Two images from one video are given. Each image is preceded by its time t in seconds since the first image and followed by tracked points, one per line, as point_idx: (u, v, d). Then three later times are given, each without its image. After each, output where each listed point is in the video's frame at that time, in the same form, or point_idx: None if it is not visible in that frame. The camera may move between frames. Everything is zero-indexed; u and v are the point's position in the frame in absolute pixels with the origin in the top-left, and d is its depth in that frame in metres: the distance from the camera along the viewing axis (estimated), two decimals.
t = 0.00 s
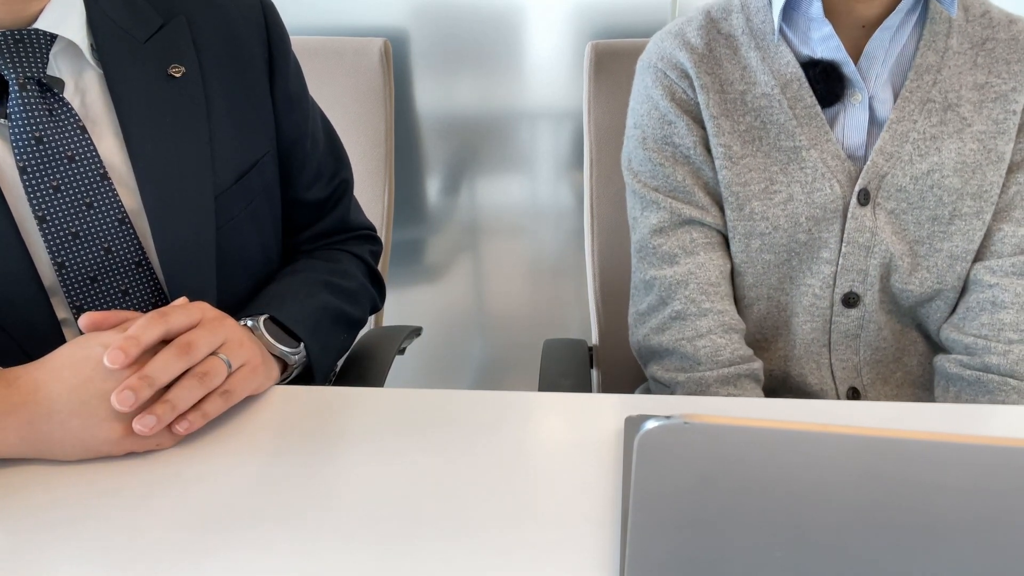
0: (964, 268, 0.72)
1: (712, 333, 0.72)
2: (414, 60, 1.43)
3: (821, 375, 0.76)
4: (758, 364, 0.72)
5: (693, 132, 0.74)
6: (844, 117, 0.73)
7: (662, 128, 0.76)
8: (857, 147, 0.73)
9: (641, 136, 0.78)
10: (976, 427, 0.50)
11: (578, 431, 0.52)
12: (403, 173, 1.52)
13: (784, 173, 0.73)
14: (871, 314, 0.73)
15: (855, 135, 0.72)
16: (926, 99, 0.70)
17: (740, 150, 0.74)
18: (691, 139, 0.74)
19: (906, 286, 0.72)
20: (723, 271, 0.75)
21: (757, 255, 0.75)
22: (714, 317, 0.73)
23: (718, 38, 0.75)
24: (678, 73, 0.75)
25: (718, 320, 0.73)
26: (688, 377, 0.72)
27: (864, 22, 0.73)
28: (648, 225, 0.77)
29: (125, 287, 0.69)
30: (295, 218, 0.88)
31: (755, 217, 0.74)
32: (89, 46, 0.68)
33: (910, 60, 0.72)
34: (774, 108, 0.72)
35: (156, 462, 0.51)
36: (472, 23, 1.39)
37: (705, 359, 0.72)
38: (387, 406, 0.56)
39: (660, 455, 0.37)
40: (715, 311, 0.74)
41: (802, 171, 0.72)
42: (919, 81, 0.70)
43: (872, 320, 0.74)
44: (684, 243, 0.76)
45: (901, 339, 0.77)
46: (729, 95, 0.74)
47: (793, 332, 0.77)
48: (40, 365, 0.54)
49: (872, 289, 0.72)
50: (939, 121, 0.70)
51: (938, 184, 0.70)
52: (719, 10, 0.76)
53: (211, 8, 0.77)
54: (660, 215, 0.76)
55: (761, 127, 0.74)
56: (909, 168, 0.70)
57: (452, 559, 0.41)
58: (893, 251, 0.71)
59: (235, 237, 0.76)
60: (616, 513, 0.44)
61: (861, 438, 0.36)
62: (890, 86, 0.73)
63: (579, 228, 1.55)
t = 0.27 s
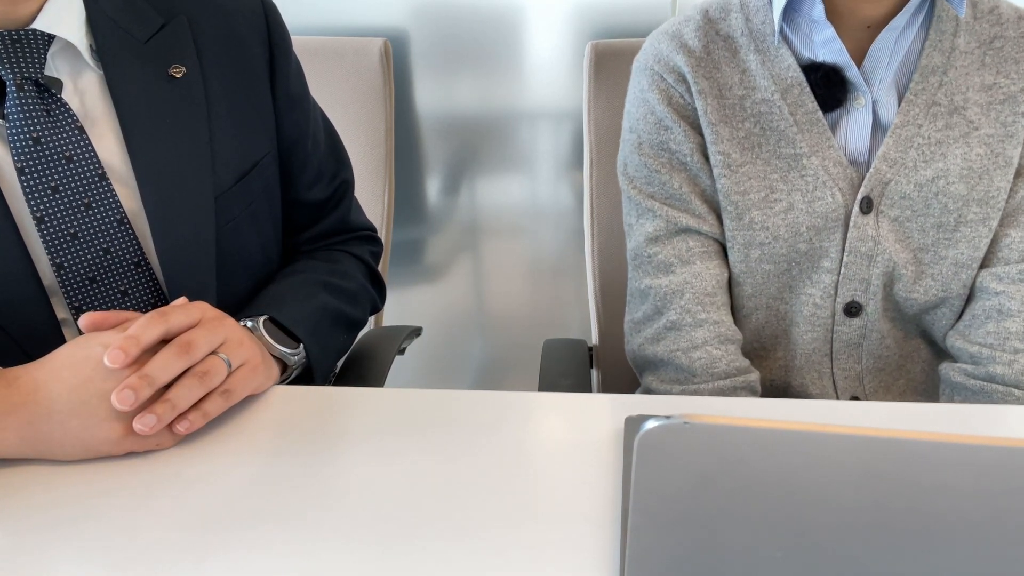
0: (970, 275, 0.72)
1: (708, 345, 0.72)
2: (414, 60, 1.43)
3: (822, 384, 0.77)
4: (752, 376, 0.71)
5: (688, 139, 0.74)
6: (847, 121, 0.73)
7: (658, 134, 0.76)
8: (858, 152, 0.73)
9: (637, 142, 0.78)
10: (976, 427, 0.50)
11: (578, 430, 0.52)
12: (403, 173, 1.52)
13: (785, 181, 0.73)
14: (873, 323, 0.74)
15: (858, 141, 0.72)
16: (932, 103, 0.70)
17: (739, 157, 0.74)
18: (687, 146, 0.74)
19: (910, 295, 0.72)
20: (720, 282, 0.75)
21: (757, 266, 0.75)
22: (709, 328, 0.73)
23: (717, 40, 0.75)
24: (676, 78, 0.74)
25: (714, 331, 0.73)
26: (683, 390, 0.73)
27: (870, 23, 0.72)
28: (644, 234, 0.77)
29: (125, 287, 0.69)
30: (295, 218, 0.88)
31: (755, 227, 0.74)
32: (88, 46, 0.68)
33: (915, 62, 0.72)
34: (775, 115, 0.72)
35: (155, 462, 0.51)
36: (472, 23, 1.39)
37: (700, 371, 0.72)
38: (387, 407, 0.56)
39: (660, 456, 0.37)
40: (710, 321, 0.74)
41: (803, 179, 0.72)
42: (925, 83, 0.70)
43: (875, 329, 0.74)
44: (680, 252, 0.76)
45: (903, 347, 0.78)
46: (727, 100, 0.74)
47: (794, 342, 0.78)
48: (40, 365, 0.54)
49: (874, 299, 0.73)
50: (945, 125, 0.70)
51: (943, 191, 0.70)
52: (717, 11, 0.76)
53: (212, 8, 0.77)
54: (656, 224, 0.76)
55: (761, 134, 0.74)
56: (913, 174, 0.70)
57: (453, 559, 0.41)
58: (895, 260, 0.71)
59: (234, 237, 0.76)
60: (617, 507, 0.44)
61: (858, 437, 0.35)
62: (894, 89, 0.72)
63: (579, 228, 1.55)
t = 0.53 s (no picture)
0: (985, 292, 0.72)
1: (709, 364, 0.73)
2: (414, 60, 1.43)
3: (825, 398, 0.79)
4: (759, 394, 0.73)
5: (690, 151, 0.74)
6: (856, 133, 0.73)
7: (658, 143, 0.76)
8: (869, 165, 0.73)
9: (636, 150, 0.78)
10: (977, 426, 0.50)
11: (578, 430, 0.52)
12: (403, 173, 1.52)
13: (792, 197, 0.73)
14: (881, 340, 0.75)
15: (869, 154, 0.72)
16: (948, 113, 0.69)
17: (744, 171, 0.73)
18: (689, 159, 0.74)
19: (921, 312, 0.73)
20: (724, 297, 0.76)
21: (761, 284, 0.75)
22: (710, 347, 0.74)
23: (720, 45, 0.74)
24: (676, 87, 0.74)
25: (716, 350, 0.74)
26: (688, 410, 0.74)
27: (883, 26, 0.71)
28: (646, 248, 0.78)
29: (127, 287, 0.69)
30: (298, 220, 0.88)
31: (760, 245, 0.73)
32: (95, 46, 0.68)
33: (931, 68, 0.71)
34: (782, 129, 0.72)
35: (156, 462, 0.51)
36: (472, 23, 1.39)
37: (702, 391, 0.74)
38: (389, 408, 0.56)
39: (660, 455, 0.37)
40: (713, 339, 0.74)
41: (810, 195, 0.72)
42: (942, 92, 0.69)
43: (882, 346, 0.75)
44: (681, 269, 0.76)
45: (909, 364, 0.79)
46: (731, 111, 0.74)
47: (799, 358, 0.79)
48: (40, 365, 0.54)
49: (882, 316, 0.74)
50: (961, 138, 0.69)
51: (958, 207, 0.69)
52: (720, 12, 0.75)
53: (218, 8, 0.77)
54: (657, 240, 0.77)
55: (766, 147, 0.73)
56: (927, 190, 0.70)
57: (454, 559, 0.41)
58: (904, 278, 0.71)
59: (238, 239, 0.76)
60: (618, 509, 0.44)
61: (858, 436, 0.36)
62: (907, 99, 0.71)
63: (579, 228, 1.55)
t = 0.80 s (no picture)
0: (992, 308, 0.72)
1: (701, 376, 0.74)
2: (414, 59, 1.43)
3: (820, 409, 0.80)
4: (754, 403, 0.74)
5: (688, 160, 0.74)
6: (860, 143, 0.72)
7: (656, 149, 0.76)
8: (873, 176, 0.73)
9: (635, 155, 0.78)
10: (976, 426, 0.50)
11: (578, 431, 0.52)
12: (403, 172, 1.52)
13: (792, 208, 0.73)
14: (880, 352, 0.75)
15: (873, 165, 0.72)
16: (957, 125, 0.69)
17: (744, 181, 0.73)
18: (687, 167, 0.74)
19: (923, 326, 0.74)
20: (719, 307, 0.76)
21: (759, 295, 0.76)
22: (702, 358, 0.74)
23: (721, 50, 0.74)
24: (677, 92, 0.73)
25: (709, 362, 0.74)
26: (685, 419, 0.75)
27: (891, 34, 0.71)
28: (641, 257, 0.78)
29: (133, 288, 0.69)
30: (307, 225, 0.88)
31: (758, 256, 0.73)
32: (110, 46, 0.69)
33: (940, 78, 0.71)
34: (782, 139, 0.72)
35: (157, 461, 0.51)
36: (472, 23, 1.39)
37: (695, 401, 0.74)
38: (388, 409, 0.56)
39: (662, 453, 0.38)
40: (705, 351, 0.74)
41: (811, 207, 0.72)
42: (951, 103, 0.69)
43: (881, 357, 0.76)
44: (675, 278, 0.77)
45: (911, 374, 0.80)
46: (732, 119, 0.74)
47: (797, 369, 0.80)
48: (41, 365, 0.55)
49: (882, 328, 0.74)
50: (970, 150, 0.69)
51: (964, 223, 0.69)
52: (724, 15, 0.75)
53: (236, 13, 0.78)
54: (652, 248, 0.77)
55: (767, 157, 0.74)
56: (933, 204, 0.69)
57: (456, 559, 0.41)
58: (904, 292, 0.71)
59: (244, 243, 0.77)
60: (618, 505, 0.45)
61: (856, 436, 0.36)
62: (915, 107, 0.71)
63: (579, 228, 1.55)
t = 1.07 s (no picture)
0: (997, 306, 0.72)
1: (699, 373, 0.74)
2: (414, 59, 1.43)
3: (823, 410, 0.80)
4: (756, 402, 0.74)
5: (693, 157, 0.75)
6: (866, 140, 0.72)
7: (659, 146, 0.76)
8: (879, 173, 0.73)
9: (638, 152, 0.78)
10: (976, 426, 0.50)
11: (579, 431, 0.52)
12: (403, 172, 1.52)
13: (797, 205, 0.73)
14: (884, 351, 0.75)
15: (878, 162, 0.72)
16: (960, 122, 0.69)
17: (749, 177, 0.73)
18: (690, 164, 0.75)
19: (928, 323, 0.73)
20: (719, 304, 0.76)
21: (763, 292, 0.75)
22: (703, 356, 0.74)
23: (727, 46, 0.74)
24: (682, 88, 0.74)
25: (707, 359, 0.74)
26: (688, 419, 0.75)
27: (895, 32, 0.71)
28: (643, 253, 0.79)
29: (144, 292, 0.71)
30: (318, 234, 0.89)
31: (763, 253, 0.73)
32: (134, 53, 0.71)
33: (945, 75, 0.71)
34: (786, 135, 0.72)
35: (157, 461, 0.51)
36: (472, 23, 1.39)
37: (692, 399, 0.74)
38: (391, 408, 0.56)
39: (663, 454, 0.38)
40: (704, 348, 0.74)
41: (816, 204, 0.72)
42: (954, 100, 0.69)
43: (886, 356, 0.76)
44: (676, 275, 0.77)
45: (915, 373, 0.80)
46: (739, 115, 0.74)
47: (801, 369, 0.79)
48: (43, 364, 0.55)
49: (887, 327, 0.74)
50: (973, 148, 0.69)
51: (968, 219, 0.70)
52: (730, 12, 0.75)
53: (260, 25, 0.80)
54: (654, 244, 0.77)
55: (772, 154, 0.74)
56: (937, 201, 0.70)
57: (459, 558, 0.41)
58: (910, 290, 0.71)
59: (256, 251, 0.77)
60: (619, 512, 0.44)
61: (859, 434, 0.36)
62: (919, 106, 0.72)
63: (580, 228, 1.55)
